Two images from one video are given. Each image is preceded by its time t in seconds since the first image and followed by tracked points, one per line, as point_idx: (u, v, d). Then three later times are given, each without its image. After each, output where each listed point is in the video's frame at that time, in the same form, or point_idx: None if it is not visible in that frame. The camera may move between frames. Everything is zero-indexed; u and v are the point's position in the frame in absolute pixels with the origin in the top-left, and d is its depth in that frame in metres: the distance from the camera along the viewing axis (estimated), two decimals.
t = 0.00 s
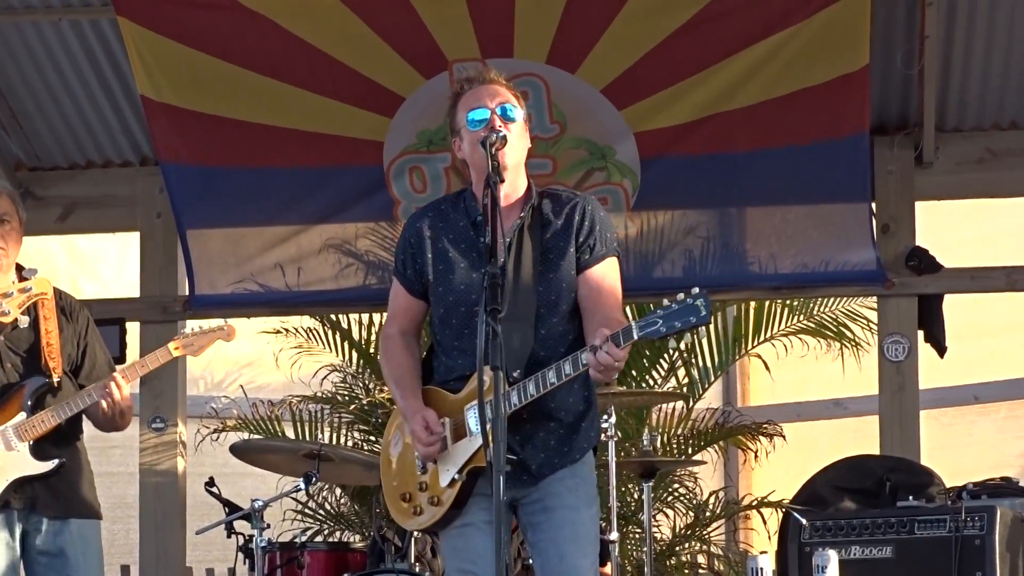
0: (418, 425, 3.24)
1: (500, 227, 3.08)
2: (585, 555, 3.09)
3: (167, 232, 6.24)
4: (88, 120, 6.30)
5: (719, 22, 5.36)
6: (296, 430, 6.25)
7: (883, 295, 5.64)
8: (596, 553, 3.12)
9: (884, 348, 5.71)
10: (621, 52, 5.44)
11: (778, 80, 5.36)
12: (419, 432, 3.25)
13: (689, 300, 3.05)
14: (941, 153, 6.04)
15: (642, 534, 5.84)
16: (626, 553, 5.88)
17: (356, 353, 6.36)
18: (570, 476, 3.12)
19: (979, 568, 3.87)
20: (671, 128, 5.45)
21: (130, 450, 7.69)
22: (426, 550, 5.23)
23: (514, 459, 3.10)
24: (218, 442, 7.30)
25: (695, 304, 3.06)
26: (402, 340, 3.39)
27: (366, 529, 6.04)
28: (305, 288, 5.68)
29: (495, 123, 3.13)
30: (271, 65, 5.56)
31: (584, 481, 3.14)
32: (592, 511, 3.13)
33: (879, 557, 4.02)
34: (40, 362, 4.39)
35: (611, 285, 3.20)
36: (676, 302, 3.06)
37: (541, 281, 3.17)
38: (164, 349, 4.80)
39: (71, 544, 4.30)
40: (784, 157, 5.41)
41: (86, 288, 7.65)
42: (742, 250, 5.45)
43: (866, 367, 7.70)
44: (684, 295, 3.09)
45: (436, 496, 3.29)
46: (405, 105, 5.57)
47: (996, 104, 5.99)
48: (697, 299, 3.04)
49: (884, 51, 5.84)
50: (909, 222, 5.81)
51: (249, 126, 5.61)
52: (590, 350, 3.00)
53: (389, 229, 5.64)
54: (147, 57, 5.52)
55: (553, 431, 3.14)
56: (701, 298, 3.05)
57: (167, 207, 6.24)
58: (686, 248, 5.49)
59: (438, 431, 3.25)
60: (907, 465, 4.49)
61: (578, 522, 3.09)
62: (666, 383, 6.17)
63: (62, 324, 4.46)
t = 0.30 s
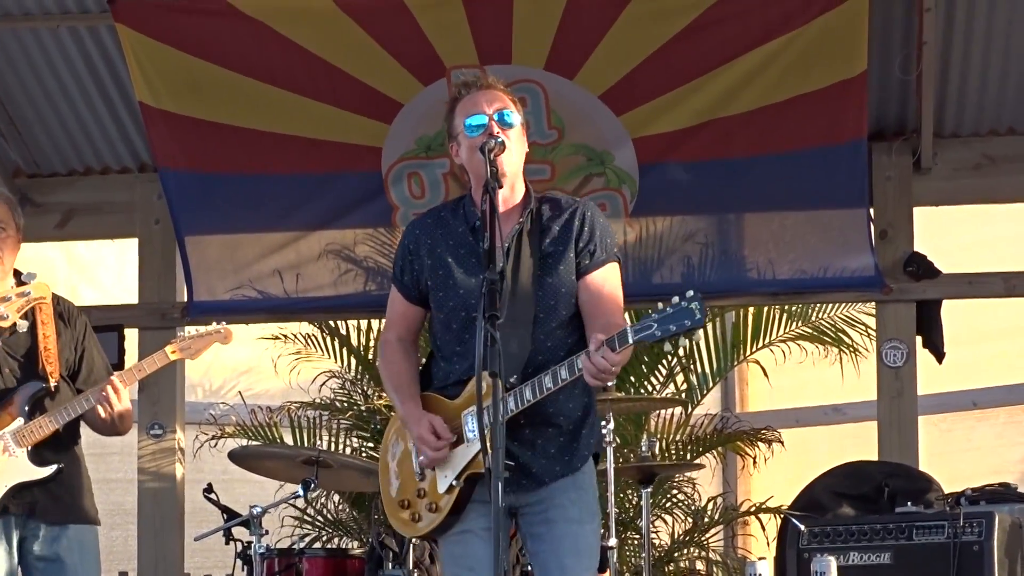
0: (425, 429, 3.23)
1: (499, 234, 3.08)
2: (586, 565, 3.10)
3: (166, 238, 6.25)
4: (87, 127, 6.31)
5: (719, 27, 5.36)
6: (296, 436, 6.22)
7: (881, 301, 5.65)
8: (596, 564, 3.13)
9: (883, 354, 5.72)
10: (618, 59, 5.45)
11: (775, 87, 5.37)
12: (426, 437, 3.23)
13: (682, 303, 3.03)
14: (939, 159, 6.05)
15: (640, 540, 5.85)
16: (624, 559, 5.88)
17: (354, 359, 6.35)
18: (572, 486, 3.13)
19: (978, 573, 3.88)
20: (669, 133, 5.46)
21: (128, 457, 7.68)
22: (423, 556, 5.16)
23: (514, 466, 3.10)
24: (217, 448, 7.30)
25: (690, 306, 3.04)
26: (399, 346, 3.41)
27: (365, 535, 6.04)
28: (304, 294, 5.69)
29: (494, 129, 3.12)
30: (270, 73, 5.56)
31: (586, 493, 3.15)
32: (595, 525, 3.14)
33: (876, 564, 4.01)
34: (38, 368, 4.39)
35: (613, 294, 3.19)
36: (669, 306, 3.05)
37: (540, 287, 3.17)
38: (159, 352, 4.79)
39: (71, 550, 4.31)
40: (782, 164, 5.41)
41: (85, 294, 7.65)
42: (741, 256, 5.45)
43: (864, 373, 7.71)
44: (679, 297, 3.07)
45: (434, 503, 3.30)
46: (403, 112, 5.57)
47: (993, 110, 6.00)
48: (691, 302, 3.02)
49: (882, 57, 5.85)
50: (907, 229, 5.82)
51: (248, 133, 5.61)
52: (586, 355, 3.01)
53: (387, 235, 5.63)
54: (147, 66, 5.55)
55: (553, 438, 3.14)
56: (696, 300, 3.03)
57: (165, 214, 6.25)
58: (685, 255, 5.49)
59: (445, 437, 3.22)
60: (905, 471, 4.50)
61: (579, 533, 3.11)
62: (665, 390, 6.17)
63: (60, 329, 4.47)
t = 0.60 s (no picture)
0: (417, 421, 3.24)
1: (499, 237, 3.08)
2: (588, 552, 3.08)
3: (164, 245, 6.24)
4: (86, 133, 6.31)
5: (718, 33, 5.37)
6: (294, 441, 6.22)
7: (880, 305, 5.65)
8: (598, 552, 3.11)
9: (882, 359, 5.72)
10: (617, 64, 5.46)
11: (773, 93, 5.37)
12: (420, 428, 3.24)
13: (678, 294, 3.10)
14: (938, 164, 6.04)
15: (640, 546, 5.84)
16: (623, 565, 5.88)
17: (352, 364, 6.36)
18: (570, 479, 3.12)
19: None
20: (667, 139, 5.46)
21: (127, 464, 7.67)
22: (423, 563, 5.14)
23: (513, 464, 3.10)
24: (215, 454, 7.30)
25: (685, 297, 3.11)
26: (398, 348, 3.41)
27: (364, 541, 6.03)
28: (302, 301, 5.68)
29: (491, 132, 3.12)
30: (269, 79, 5.57)
31: (585, 483, 3.14)
32: (594, 512, 3.13)
33: (876, 569, 4.01)
34: (36, 374, 4.38)
35: (609, 291, 3.20)
36: (665, 297, 3.11)
37: (538, 286, 3.17)
38: (157, 358, 4.78)
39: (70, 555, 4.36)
40: (781, 169, 5.41)
41: (83, 301, 7.64)
42: (740, 261, 5.45)
43: (863, 378, 7.71)
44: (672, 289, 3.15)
45: (435, 505, 3.31)
46: (401, 119, 5.57)
47: (992, 115, 6.00)
48: (687, 292, 3.10)
49: (881, 61, 5.85)
50: (906, 234, 5.82)
51: (247, 139, 5.62)
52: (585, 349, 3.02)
53: (385, 241, 5.63)
54: (147, 75, 5.55)
55: (552, 436, 3.14)
56: (691, 291, 3.10)
57: (164, 219, 6.24)
58: (684, 260, 5.48)
59: (437, 427, 3.24)
60: (905, 476, 4.49)
61: (579, 522, 3.09)
62: (664, 396, 6.16)
63: (59, 336, 4.46)
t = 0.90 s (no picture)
0: (417, 433, 3.23)
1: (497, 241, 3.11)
2: (590, 561, 3.10)
3: (163, 248, 6.24)
4: (84, 136, 6.31)
5: (717, 35, 5.37)
6: (294, 445, 6.22)
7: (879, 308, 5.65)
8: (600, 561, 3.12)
9: (881, 362, 5.72)
10: (616, 67, 5.46)
11: (772, 96, 5.37)
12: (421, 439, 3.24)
13: (677, 304, 3.07)
14: (937, 166, 6.05)
15: (640, 548, 5.84)
16: (624, 568, 5.87)
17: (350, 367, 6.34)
18: (571, 485, 3.13)
19: None
20: (667, 142, 5.46)
21: (126, 468, 7.67)
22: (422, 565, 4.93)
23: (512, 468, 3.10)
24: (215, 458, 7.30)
25: (684, 307, 3.08)
26: (399, 349, 3.41)
27: (365, 545, 6.03)
28: (301, 304, 5.69)
29: (490, 135, 3.12)
30: (268, 83, 5.57)
31: (586, 491, 3.15)
32: (594, 520, 3.14)
33: (876, 571, 4.01)
34: (34, 375, 4.38)
35: (614, 298, 3.19)
36: (665, 306, 3.08)
37: (540, 290, 3.18)
38: (153, 355, 4.76)
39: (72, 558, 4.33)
40: (780, 172, 5.41)
41: (82, 305, 7.65)
42: (739, 264, 5.46)
43: (862, 381, 7.72)
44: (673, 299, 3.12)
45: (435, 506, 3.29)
46: (398, 123, 5.57)
47: (990, 117, 6.01)
48: (686, 302, 3.07)
49: (880, 64, 5.85)
50: (904, 236, 5.82)
51: (246, 143, 5.61)
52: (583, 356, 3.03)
53: (384, 245, 5.64)
54: (145, 79, 5.57)
55: (551, 441, 3.14)
56: (692, 302, 3.07)
57: (163, 223, 6.24)
58: (683, 263, 5.50)
59: (436, 441, 3.24)
60: (904, 478, 4.49)
61: (580, 530, 3.10)
62: (664, 399, 6.17)
63: (57, 339, 4.46)
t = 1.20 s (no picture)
0: (425, 446, 3.23)
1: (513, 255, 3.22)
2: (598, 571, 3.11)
3: (163, 252, 6.24)
4: (84, 141, 6.31)
5: (717, 37, 5.37)
6: (294, 448, 6.22)
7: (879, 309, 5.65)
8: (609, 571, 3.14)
9: (881, 363, 5.71)
10: (616, 69, 5.45)
11: (772, 96, 5.37)
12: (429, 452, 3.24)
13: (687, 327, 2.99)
14: (937, 166, 6.05)
15: (641, 550, 5.84)
16: (625, 570, 5.87)
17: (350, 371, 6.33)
18: (577, 497, 3.15)
19: None
20: (667, 143, 5.46)
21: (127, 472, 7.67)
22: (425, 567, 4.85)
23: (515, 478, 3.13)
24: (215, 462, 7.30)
25: (695, 331, 3.01)
26: (417, 348, 3.42)
27: (366, 548, 6.03)
28: (302, 307, 5.70)
29: (511, 142, 3.17)
30: (267, 85, 5.56)
31: (595, 502, 3.16)
32: (603, 530, 3.14)
33: (877, 573, 4.00)
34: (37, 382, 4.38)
35: (638, 316, 3.21)
36: (675, 330, 3.01)
37: (559, 304, 3.23)
38: (159, 365, 4.77)
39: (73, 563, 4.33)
40: (780, 172, 5.41)
41: (82, 308, 7.65)
42: (739, 265, 5.47)
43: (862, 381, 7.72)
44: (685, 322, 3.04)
45: (439, 511, 3.28)
46: (399, 125, 5.56)
47: (990, 117, 6.00)
48: (695, 326, 2.99)
49: (879, 64, 5.85)
50: (904, 236, 5.82)
51: (246, 145, 5.61)
52: (591, 374, 3.02)
53: (385, 247, 5.64)
54: (144, 82, 5.56)
55: (556, 454, 3.15)
56: (700, 325, 2.99)
57: (163, 227, 6.24)
58: (682, 264, 5.52)
59: (445, 454, 3.23)
60: (905, 479, 4.49)
61: (587, 542, 3.12)
62: (664, 400, 6.17)
63: (60, 346, 4.46)
